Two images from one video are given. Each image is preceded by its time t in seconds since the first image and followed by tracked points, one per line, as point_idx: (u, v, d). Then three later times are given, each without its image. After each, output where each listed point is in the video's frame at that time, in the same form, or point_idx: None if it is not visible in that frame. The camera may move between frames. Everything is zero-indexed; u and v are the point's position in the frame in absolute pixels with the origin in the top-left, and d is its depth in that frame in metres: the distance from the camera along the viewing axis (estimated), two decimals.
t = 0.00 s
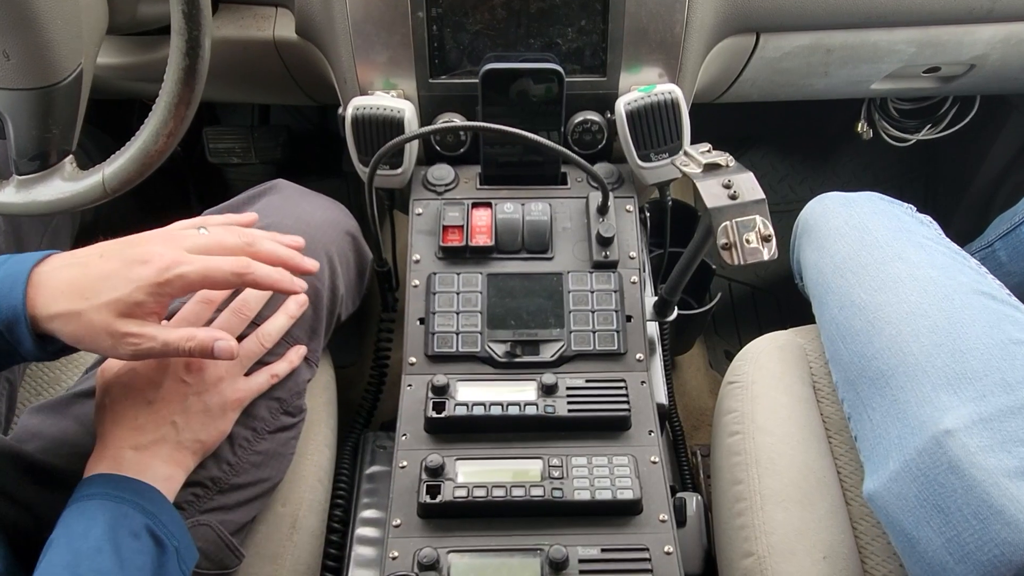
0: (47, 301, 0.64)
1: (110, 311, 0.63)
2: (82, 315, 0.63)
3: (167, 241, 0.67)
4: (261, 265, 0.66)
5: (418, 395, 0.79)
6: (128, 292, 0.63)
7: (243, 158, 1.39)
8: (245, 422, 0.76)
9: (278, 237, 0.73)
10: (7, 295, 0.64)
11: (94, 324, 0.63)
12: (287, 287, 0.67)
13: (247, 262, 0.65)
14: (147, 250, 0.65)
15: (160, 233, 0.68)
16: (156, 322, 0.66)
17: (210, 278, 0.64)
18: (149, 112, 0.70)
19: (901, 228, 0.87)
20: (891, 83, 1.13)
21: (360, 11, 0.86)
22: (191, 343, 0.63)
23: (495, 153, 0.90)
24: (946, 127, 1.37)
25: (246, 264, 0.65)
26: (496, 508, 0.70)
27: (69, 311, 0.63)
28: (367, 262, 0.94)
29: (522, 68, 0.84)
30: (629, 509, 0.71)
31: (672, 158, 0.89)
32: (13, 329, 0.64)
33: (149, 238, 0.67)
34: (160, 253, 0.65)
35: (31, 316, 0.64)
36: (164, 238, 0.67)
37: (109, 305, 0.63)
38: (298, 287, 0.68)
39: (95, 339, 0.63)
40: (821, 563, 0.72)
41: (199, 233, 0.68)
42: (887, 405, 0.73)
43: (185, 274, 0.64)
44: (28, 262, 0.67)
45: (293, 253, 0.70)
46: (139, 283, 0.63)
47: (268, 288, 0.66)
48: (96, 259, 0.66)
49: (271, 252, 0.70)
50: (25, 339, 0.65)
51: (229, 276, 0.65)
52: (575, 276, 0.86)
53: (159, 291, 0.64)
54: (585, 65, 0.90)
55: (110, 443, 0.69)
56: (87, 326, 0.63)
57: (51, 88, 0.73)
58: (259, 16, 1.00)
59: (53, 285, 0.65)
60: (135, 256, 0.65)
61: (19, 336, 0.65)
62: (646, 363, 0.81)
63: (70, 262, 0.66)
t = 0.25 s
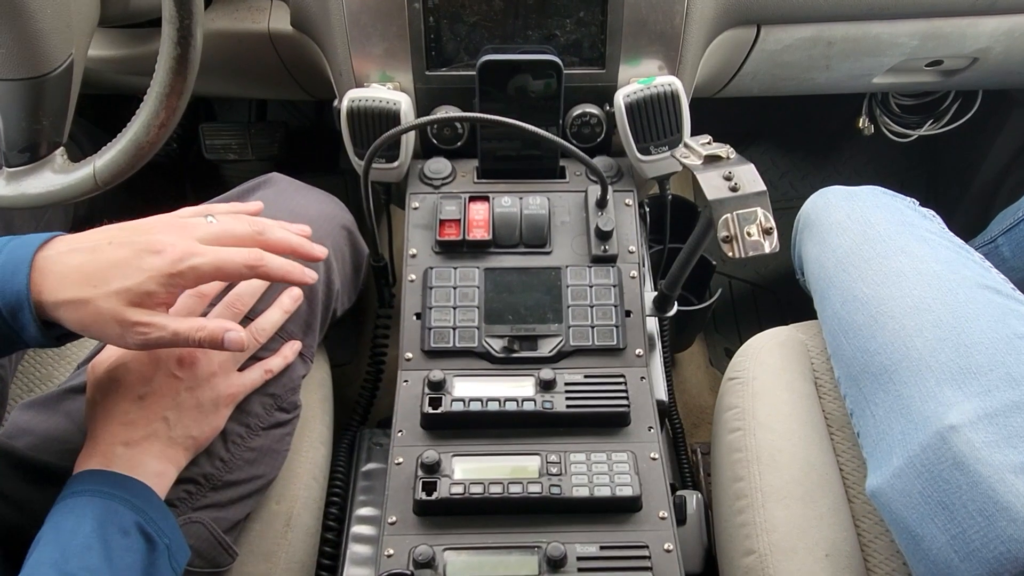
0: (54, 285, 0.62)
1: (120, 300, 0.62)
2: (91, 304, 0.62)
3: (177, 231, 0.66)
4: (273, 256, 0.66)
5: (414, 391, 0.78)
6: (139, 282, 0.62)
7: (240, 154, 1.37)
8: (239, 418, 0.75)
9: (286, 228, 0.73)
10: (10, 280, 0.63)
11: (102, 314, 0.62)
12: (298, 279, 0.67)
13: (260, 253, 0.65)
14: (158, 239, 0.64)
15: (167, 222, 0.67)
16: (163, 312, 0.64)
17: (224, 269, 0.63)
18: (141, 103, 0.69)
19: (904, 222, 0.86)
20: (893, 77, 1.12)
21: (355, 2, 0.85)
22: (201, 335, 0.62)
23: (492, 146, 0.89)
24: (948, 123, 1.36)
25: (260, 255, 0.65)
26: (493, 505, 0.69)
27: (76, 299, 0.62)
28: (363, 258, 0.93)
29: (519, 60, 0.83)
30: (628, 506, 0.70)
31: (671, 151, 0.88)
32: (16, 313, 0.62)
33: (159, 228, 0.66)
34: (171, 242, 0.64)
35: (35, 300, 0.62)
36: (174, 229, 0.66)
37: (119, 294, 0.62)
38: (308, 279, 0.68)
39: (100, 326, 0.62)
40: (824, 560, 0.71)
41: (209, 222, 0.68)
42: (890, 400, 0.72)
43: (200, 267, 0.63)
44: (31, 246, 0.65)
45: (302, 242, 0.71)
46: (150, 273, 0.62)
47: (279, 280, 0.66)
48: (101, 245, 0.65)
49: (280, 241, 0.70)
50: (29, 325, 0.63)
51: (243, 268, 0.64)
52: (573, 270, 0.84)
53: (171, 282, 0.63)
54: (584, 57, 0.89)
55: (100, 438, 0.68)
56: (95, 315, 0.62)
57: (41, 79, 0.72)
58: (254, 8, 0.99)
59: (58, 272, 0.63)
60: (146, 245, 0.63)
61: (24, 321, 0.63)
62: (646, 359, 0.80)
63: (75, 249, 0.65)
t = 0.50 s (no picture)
0: (54, 286, 0.62)
1: (120, 302, 0.62)
2: (91, 305, 0.61)
3: (178, 233, 0.65)
4: (275, 262, 0.65)
5: (413, 389, 0.77)
6: (140, 284, 0.62)
7: (240, 153, 1.37)
8: (237, 416, 0.74)
9: (289, 232, 0.72)
10: (10, 280, 0.62)
11: (103, 316, 0.61)
12: (299, 285, 0.67)
13: (262, 259, 0.64)
14: (159, 242, 0.63)
15: (169, 226, 0.66)
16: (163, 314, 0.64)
17: (225, 275, 0.63)
18: (140, 99, 0.69)
19: (906, 221, 0.86)
20: (894, 77, 1.11)
21: None
22: (202, 337, 0.63)
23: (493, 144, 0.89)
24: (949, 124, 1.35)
25: (262, 261, 0.64)
26: (492, 503, 0.69)
27: (77, 300, 0.62)
28: (362, 256, 0.93)
29: (519, 57, 0.83)
30: (628, 505, 0.69)
31: (671, 149, 0.88)
32: (16, 314, 0.62)
33: (160, 229, 0.66)
34: (173, 245, 0.63)
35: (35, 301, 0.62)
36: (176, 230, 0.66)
37: (119, 296, 0.62)
38: (309, 285, 0.68)
39: (101, 328, 0.62)
40: (824, 560, 0.70)
41: (210, 225, 0.67)
42: (891, 399, 0.72)
43: (203, 271, 0.63)
44: (30, 246, 0.65)
45: (304, 247, 0.70)
46: (151, 276, 0.62)
47: (280, 286, 0.66)
48: (102, 246, 0.64)
49: (281, 247, 0.69)
50: (28, 327, 0.63)
51: (244, 273, 0.64)
52: (573, 268, 0.84)
53: (172, 286, 0.62)
54: (584, 55, 0.89)
55: (97, 435, 0.68)
56: (95, 317, 0.61)
57: (41, 75, 0.71)
58: (254, 5, 0.99)
59: (59, 273, 0.63)
60: (147, 247, 0.63)
61: (23, 322, 0.62)
62: (646, 357, 0.80)
63: (76, 250, 0.64)
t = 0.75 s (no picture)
0: (46, 281, 0.62)
1: (113, 296, 0.61)
2: (84, 299, 0.61)
3: (172, 227, 0.65)
4: (269, 254, 0.64)
5: (412, 387, 0.77)
6: (134, 278, 0.61)
7: (239, 152, 1.36)
8: (234, 414, 0.74)
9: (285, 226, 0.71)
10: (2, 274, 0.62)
11: (96, 309, 0.61)
12: (295, 277, 0.66)
13: (256, 251, 0.63)
14: (153, 236, 0.63)
15: (162, 218, 0.66)
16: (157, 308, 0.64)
17: (219, 267, 0.62)
18: (137, 95, 0.68)
19: (907, 220, 0.85)
20: (894, 75, 1.11)
21: None
22: (196, 330, 0.62)
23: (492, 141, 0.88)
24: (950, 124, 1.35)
25: (255, 253, 0.63)
26: (491, 501, 0.69)
27: (70, 294, 0.61)
28: (361, 254, 0.92)
29: (518, 54, 0.82)
30: (627, 503, 0.69)
31: (671, 147, 0.88)
32: (8, 308, 0.62)
33: (154, 222, 0.65)
34: (167, 239, 0.63)
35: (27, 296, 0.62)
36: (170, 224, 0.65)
37: (113, 290, 0.61)
38: (305, 277, 0.67)
39: (95, 322, 0.61)
40: (824, 560, 0.70)
41: (205, 219, 0.66)
42: (892, 398, 0.71)
43: (195, 264, 0.62)
44: (21, 240, 0.64)
45: (300, 241, 0.69)
46: (145, 269, 0.62)
47: (275, 278, 0.65)
48: (96, 239, 0.64)
49: (278, 241, 0.68)
50: (20, 321, 0.62)
51: (238, 265, 0.63)
52: (572, 266, 0.84)
53: (166, 279, 0.62)
54: (584, 53, 0.89)
55: (93, 432, 0.67)
56: (88, 310, 0.61)
57: (36, 71, 0.71)
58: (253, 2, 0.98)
59: (52, 266, 0.63)
60: (140, 241, 0.63)
61: (15, 317, 0.62)
62: (645, 356, 0.80)
63: (69, 243, 0.64)
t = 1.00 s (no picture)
0: (42, 275, 0.62)
1: (111, 291, 0.61)
2: (81, 294, 0.61)
3: (171, 222, 0.64)
4: (267, 246, 0.65)
5: (412, 386, 0.77)
6: (131, 273, 0.61)
7: (239, 152, 1.36)
8: (234, 413, 0.74)
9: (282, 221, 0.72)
10: None
11: (93, 305, 0.61)
12: (293, 269, 0.67)
13: (254, 244, 0.64)
14: (150, 230, 0.63)
15: (158, 213, 0.66)
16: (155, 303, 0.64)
17: (217, 260, 0.63)
18: (137, 93, 0.68)
19: (908, 218, 0.85)
20: (895, 74, 1.11)
21: None
22: (195, 326, 0.62)
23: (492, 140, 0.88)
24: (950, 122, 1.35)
25: (254, 245, 0.64)
26: (491, 500, 0.68)
27: (66, 289, 0.61)
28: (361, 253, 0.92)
29: (518, 52, 0.82)
30: (628, 502, 0.69)
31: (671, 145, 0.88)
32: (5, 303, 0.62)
33: (150, 217, 0.65)
34: (164, 233, 0.63)
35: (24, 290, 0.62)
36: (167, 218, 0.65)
37: (110, 285, 0.61)
38: (304, 268, 0.68)
39: (90, 318, 0.61)
40: (826, 558, 0.70)
41: (203, 214, 0.66)
42: (894, 397, 0.71)
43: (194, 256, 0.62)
44: (18, 236, 0.64)
45: (298, 235, 0.70)
46: (142, 264, 0.61)
47: (275, 270, 0.66)
48: (93, 234, 0.64)
49: (276, 234, 0.69)
50: (18, 316, 0.62)
51: (236, 258, 0.63)
52: (573, 265, 0.84)
53: (163, 274, 0.62)
54: (584, 51, 0.89)
55: (93, 431, 0.67)
56: (85, 306, 0.61)
57: (37, 68, 0.71)
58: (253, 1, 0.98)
59: (49, 262, 0.62)
60: (137, 235, 0.62)
61: (12, 312, 0.62)
62: (646, 354, 0.79)
63: (65, 238, 0.64)
